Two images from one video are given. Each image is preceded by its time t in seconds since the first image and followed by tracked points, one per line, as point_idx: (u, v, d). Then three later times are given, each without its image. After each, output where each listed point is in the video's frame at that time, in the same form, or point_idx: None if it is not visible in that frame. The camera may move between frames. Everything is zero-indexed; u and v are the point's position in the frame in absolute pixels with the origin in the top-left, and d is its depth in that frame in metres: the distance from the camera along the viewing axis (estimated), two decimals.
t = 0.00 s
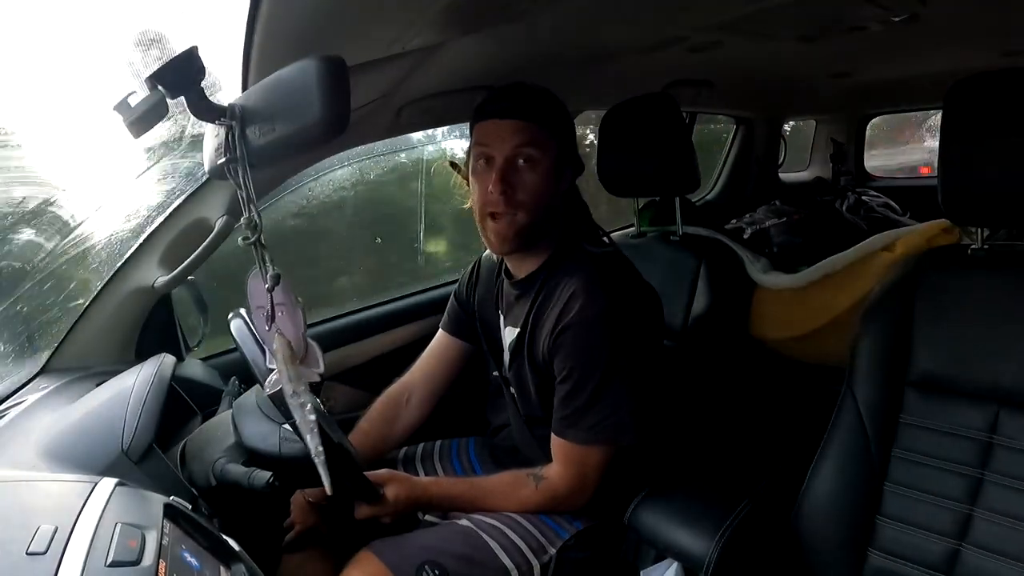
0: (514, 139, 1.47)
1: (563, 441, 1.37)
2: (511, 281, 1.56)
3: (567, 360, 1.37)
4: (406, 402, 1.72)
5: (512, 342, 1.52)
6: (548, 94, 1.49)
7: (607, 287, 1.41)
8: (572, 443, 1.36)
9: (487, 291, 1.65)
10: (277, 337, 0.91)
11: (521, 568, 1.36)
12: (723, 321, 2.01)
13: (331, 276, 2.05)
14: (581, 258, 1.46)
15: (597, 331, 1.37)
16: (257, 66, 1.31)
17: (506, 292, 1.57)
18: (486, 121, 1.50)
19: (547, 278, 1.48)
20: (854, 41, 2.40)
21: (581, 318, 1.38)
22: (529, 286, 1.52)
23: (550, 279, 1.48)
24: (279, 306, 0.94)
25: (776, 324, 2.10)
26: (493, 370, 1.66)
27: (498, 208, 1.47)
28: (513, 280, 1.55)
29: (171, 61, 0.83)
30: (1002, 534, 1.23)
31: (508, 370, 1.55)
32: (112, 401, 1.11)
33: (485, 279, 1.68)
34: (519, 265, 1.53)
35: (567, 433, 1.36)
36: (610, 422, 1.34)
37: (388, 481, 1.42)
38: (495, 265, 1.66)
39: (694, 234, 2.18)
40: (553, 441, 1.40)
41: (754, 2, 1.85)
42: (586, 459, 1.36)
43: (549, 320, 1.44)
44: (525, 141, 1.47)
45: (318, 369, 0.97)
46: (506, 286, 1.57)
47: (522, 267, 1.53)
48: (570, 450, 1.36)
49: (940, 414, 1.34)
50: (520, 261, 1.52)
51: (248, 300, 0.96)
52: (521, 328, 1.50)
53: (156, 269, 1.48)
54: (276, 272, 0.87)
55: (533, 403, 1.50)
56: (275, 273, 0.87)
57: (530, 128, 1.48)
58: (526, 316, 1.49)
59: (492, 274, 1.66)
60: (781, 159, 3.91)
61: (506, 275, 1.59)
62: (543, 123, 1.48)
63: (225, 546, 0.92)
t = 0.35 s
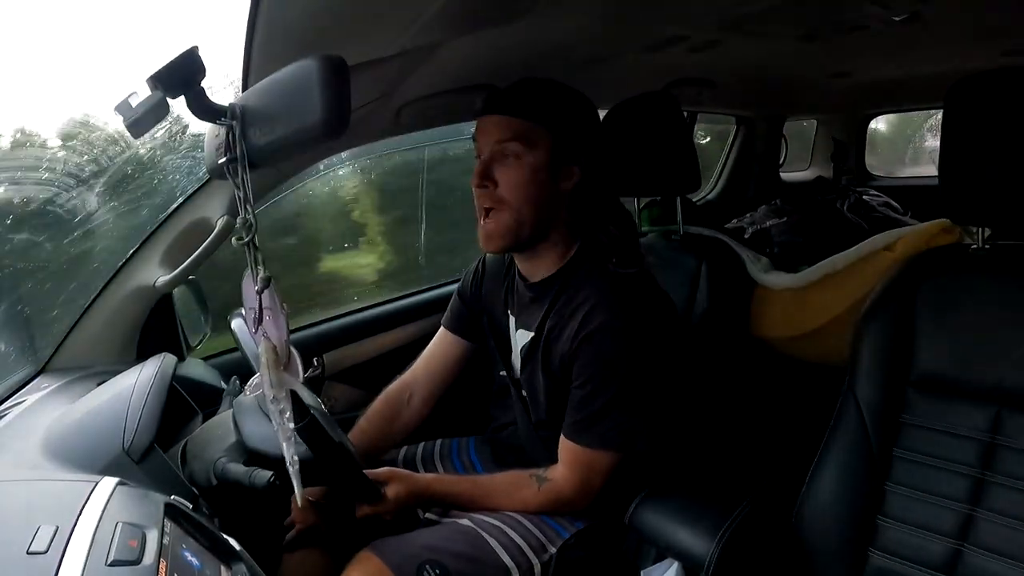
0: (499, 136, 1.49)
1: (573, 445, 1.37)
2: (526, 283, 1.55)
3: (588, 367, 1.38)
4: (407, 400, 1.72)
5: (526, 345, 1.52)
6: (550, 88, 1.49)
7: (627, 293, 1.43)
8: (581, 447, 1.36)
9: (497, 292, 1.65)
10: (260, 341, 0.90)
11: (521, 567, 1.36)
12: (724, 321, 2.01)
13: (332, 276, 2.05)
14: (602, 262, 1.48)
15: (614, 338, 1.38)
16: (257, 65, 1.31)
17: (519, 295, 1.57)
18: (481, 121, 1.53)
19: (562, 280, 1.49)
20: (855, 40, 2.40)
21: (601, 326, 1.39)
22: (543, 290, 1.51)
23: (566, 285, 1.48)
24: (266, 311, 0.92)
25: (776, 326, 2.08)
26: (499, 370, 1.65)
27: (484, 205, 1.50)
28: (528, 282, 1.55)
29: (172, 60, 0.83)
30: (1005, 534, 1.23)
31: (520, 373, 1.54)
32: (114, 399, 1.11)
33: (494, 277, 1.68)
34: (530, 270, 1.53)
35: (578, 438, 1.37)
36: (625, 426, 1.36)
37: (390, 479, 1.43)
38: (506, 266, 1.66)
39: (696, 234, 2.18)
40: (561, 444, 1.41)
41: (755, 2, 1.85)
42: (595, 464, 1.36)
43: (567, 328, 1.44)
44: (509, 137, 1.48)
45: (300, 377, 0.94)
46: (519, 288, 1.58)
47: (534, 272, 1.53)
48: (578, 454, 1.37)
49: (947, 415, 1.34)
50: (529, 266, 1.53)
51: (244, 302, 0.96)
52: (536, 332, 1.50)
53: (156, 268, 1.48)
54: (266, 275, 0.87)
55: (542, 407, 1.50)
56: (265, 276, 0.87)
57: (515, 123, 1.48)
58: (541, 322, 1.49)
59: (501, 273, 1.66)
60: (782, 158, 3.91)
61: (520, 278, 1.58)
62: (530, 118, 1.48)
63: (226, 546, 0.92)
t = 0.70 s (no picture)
0: (483, 132, 1.49)
1: (568, 446, 1.37)
2: (514, 283, 1.53)
3: (574, 367, 1.37)
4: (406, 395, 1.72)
5: (516, 345, 1.50)
6: (535, 88, 1.49)
7: (616, 294, 1.43)
8: (575, 446, 1.37)
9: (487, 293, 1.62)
10: (279, 334, 0.89)
11: (520, 565, 1.36)
12: (723, 321, 2.00)
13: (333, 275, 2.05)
14: (588, 259, 1.47)
15: (604, 337, 1.38)
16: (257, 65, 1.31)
17: (508, 294, 1.56)
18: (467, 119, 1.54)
19: (549, 277, 1.48)
20: (856, 40, 2.40)
21: (588, 325, 1.38)
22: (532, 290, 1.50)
23: (553, 283, 1.47)
24: (281, 303, 0.91)
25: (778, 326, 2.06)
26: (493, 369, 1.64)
27: (465, 201, 1.49)
28: (516, 282, 1.53)
29: (173, 58, 0.83)
30: (1007, 534, 1.23)
31: (512, 374, 1.53)
32: (114, 399, 1.11)
33: (482, 275, 1.66)
34: (519, 268, 1.52)
35: (572, 437, 1.37)
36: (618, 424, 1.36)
37: (396, 471, 1.42)
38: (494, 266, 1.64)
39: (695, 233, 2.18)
40: (557, 443, 1.41)
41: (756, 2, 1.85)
42: (593, 464, 1.37)
43: (554, 326, 1.43)
44: (492, 134, 1.48)
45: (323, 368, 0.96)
46: (507, 288, 1.56)
47: (523, 271, 1.52)
48: (575, 456, 1.37)
49: (947, 416, 1.34)
50: (518, 265, 1.52)
51: (256, 297, 0.93)
52: (526, 331, 1.49)
53: (157, 267, 1.47)
54: (279, 271, 0.88)
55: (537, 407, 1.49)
56: (278, 272, 0.87)
57: (499, 119, 1.48)
58: (530, 323, 1.48)
59: (488, 273, 1.65)
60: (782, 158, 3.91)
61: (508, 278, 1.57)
62: (514, 115, 1.48)
63: (227, 545, 0.92)
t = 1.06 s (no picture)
0: (417, 178, 1.35)
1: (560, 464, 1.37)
2: (479, 322, 1.48)
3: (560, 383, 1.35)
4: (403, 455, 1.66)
5: (499, 385, 1.47)
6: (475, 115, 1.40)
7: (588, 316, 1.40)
8: (567, 468, 1.37)
9: (449, 332, 1.55)
10: (252, 347, 0.86)
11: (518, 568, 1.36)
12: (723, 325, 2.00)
13: (333, 279, 2.05)
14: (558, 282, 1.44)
15: (578, 362, 1.36)
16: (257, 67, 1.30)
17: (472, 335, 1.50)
18: (395, 161, 1.39)
19: (519, 306, 1.45)
20: (856, 42, 2.40)
21: (563, 355, 1.37)
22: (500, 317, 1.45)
23: (520, 311, 1.44)
24: (260, 315, 0.89)
25: (783, 330, 1.98)
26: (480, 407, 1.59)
27: (410, 254, 1.35)
28: (480, 321, 1.48)
29: (173, 62, 0.83)
30: (1008, 536, 1.23)
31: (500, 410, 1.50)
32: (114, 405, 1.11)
33: (439, 312, 1.57)
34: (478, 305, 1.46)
35: (563, 459, 1.37)
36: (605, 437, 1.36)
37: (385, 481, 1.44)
38: (450, 305, 1.55)
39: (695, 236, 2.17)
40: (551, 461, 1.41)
41: (757, 4, 1.85)
42: (589, 480, 1.37)
43: (529, 357, 1.41)
44: (428, 178, 1.34)
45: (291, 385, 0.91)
46: (470, 328, 1.50)
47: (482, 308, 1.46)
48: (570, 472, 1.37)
49: (947, 418, 1.34)
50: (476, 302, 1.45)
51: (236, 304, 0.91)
52: (505, 367, 1.45)
53: (156, 273, 1.47)
54: (262, 279, 0.85)
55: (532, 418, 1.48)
56: (260, 280, 0.85)
57: (433, 162, 1.35)
58: (508, 355, 1.44)
59: (446, 306, 1.56)
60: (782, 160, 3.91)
61: (468, 317, 1.50)
62: (447, 153, 1.36)
63: (226, 549, 0.91)
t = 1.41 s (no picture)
0: (398, 189, 1.33)
1: (561, 468, 1.37)
2: (466, 331, 1.49)
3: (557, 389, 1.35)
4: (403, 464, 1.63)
5: (494, 390, 1.47)
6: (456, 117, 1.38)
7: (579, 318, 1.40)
8: (574, 470, 1.36)
9: (444, 344, 1.54)
10: (274, 342, 0.90)
11: (518, 568, 1.35)
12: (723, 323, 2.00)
13: (332, 281, 2.05)
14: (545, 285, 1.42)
15: (578, 362, 1.35)
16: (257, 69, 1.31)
17: (463, 345, 1.50)
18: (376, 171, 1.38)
19: (508, 311, 1.45)
20: (855, 40, 2.40)
21: (557, 356, 1.36)
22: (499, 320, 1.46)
23: (507, 315, 1.45)
24: (277, 311, 0.92)
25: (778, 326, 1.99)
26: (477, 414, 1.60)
27: (393, 265, 1.36)
28: (467, 330, 1.48)
29: (172, 66, 0.84)
30: (1007, 534, 1.23)
31: (496, 415, 1.52)
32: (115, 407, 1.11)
33: (428, 322, 1.57)
34: (465, 314, 1.47)
35: (565, 461, 1.37)
36: (609, 438, 1.36)
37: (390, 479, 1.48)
38: (438, 314, 1.54)
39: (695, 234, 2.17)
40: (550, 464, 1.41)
41: (755, 4, 1.85)
42: (591, 481, 1.37)
43: (519, 362, 1.41)
44: (408, 189, 1.33)
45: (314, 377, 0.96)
46: (460, 337, 1.51)
47: (470, 316, 1.46)
48: (573, 474, 1.37)
49: (946, 416, 1.34)
50: (463, 310, 1.46)
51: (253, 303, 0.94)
52: (497, 373, 1.46)
53: (156, 275, 1.45)
54: (277, 278, 0.89)
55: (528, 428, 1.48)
56: (275, 279, 0.88)
57: (413, 172, 1.33)
58: (504, 359, 1.44)
59: (434, 317, 1.55)
60: (781, 159, 3.91)
61: (456, 325, 1.51)
62: (428, 163, 1.34)
63: (228, 551, 0.91)
